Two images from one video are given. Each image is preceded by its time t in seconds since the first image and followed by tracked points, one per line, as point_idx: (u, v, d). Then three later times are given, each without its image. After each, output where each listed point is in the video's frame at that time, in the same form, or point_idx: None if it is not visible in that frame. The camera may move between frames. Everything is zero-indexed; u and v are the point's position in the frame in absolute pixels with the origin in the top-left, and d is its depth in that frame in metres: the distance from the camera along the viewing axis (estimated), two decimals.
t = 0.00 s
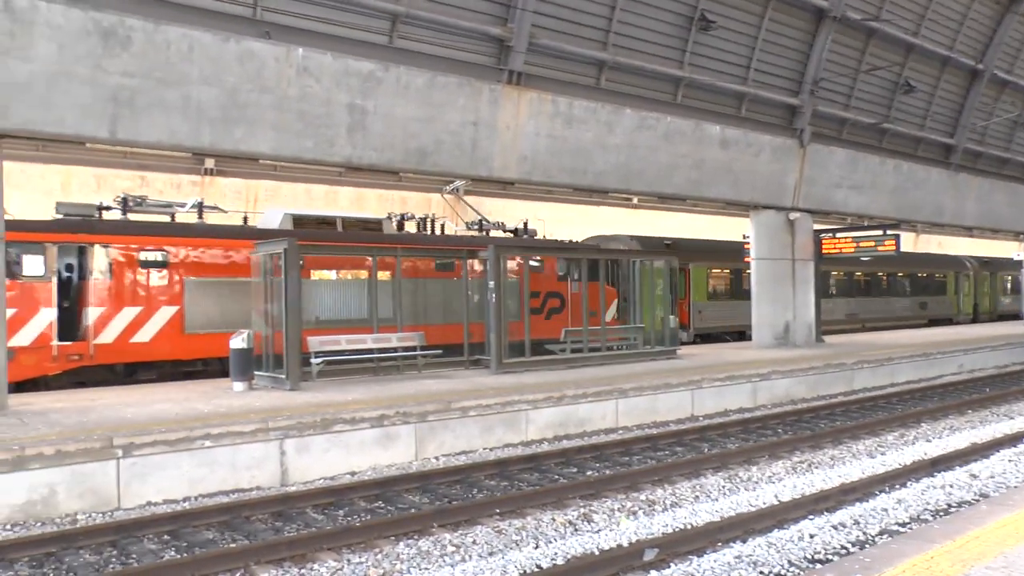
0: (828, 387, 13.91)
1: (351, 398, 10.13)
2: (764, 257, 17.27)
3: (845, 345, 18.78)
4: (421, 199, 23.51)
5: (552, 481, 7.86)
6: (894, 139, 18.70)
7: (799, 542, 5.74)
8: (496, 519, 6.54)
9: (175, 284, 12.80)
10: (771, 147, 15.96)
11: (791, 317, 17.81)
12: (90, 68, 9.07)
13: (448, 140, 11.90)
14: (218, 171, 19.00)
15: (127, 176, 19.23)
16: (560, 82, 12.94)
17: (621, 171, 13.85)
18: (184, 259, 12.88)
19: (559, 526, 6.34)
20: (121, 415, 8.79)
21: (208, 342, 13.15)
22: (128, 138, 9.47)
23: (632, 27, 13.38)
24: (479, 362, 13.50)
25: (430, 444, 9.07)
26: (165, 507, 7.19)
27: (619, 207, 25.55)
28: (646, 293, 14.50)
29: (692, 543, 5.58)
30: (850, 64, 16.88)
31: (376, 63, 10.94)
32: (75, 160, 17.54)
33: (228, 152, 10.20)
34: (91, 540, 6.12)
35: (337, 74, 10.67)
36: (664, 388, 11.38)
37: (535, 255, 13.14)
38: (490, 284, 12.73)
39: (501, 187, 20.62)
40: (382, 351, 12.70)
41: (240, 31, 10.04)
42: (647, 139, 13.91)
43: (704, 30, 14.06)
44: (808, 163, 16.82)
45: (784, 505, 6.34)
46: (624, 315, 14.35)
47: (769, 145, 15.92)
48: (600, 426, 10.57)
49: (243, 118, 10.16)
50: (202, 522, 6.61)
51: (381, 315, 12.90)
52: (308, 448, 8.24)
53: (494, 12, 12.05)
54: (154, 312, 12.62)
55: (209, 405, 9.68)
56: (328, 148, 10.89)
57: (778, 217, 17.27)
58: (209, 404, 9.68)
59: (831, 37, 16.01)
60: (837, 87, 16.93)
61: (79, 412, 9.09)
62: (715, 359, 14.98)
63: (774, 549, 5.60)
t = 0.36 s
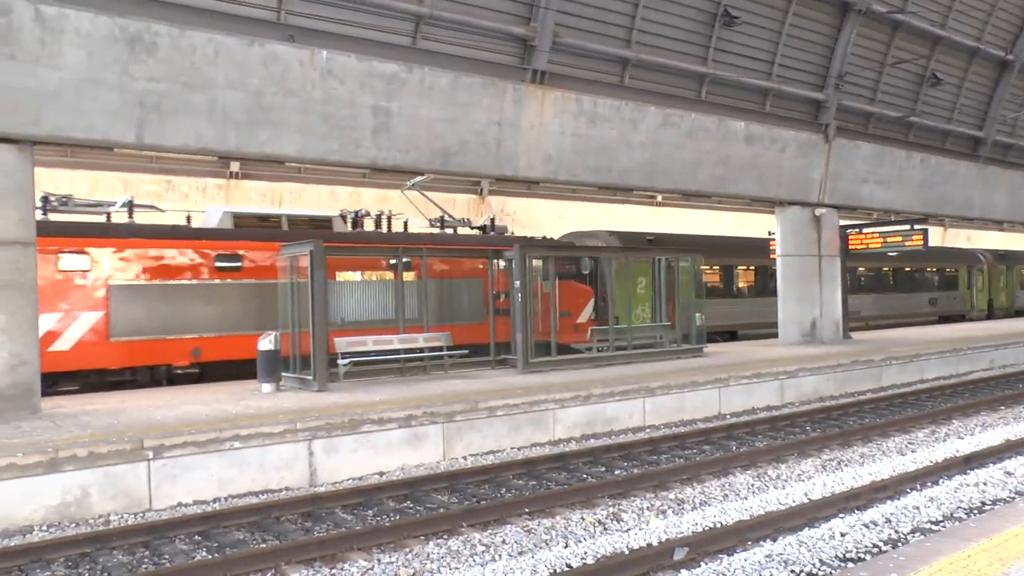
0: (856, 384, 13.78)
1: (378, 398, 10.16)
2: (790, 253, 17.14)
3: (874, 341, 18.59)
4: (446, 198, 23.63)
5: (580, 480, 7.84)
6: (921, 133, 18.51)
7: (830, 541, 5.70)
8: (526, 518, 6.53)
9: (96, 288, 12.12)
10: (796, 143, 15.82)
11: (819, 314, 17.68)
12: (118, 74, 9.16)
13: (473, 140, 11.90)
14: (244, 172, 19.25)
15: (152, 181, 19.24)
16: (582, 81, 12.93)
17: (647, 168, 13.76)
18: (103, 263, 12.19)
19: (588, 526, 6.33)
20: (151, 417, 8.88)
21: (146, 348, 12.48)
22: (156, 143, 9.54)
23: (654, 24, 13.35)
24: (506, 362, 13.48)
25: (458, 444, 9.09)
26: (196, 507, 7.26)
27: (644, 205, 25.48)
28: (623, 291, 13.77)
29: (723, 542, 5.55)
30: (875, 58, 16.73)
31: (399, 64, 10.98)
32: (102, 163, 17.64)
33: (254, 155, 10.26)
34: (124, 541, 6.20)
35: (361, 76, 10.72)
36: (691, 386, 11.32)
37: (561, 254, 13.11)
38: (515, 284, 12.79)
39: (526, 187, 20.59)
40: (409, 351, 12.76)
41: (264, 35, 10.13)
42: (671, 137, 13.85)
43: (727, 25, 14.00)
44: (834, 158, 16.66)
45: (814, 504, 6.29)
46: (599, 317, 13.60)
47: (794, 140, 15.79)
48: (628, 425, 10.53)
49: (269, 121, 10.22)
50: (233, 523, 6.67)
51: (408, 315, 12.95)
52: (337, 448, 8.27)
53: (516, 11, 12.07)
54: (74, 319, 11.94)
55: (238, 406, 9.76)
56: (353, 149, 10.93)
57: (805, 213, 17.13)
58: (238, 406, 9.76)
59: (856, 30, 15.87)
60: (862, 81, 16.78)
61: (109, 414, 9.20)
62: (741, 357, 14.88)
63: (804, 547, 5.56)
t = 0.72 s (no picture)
0: (949, 384, 13.27)
1: (460, 396, 10.23)
2: (878, 249, 16.62)
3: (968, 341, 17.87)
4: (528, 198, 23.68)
5: (665, 481, 7.75)
6: (1018, 121, 17.74)
7: (925, 548, 5.50)
8: (610, 518, 6.49)
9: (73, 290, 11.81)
10: (884, 135, 15.34)
11: (908, 312, 17.08)
12: (203, 82, 9.41)
13: (553, 138, 11.87)
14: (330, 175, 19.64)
15: (237, 184, 19.94)
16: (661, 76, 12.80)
17: (729, 163, 13.51)
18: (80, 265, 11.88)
19: (673, 527, 6.24)
20: (241, 413, 9.13)
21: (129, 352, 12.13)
22: (241, 147, 9.78)
23: (735, 16, 13.12)
24: (589, 360, 13.47)
25: (541, 443, 9.08)
26: (284, 502, 7.42)
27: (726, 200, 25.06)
28: (653, 292, 12.97)
29: (812, 545, 5.41)
30: (968, 44, 16.10)
31: (478, 64, 11.04)
32: (192, 171, 18.33)
33: (336, 157, 10.44)
34: (214, 533, 6.39)
35: (440, 76, 10.82)
36: (776, 385, 11.08)
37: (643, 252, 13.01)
38: (598, 282, 12.80)
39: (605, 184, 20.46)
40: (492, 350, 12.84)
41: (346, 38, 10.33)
42: (754, 130, 13.57)
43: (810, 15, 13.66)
44: (925, 150, 16.10)
45: (908, 509, 6.08)
46: (627, 317, 12.95)
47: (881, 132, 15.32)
48: (712, 425, 10.36)
49: (351, 123, 10.39)
50: (319, 518, 6.79)
51: (490, 314, 13.03)
52: (421, 446, 8.35)
53: (594, 7, 12.01)
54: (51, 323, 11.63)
55: (322, 403, 9.95)
56: (434, 149, 11.02)
57: (894, 207, 16.57)
58: (322, 403, 9.95)
59: (947, 16, 15.30)
60: (954, 69, 16.17)
61: (200, 411, 9.48)
62: (828, 356, 14.50)
63: (898, 554, 5.38)
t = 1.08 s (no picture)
0: None
1: (557, 394, 10.20)
2: (992, 245, 15.84)
3: None
4: (626, 195, 23.53)
5: (764, 484, 7.54)
6: None
7: None
8: (708, 522, 6.35)
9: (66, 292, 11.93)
10: (1001, 124, 14.57)
11: None
12: (304, 84, 9.65)
13: (653, 134, 11.67)
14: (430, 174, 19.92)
15: (338, 182, 20.53)
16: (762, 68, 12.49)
17: (834, 157, 13.02)
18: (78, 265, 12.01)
19: (772, 532, 6.06)
20: (342, 408, 9.34)
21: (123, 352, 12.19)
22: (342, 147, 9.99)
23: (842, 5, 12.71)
24: (688, 359, 13.22)
25: (639, 443, 8.97)
26: (380, 496, 7.53)
27: (830, 195, 24.27)
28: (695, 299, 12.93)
29: (921, 557, 5.16)
30: None
31: (577, 61, 11.02)
32: (298, 171, 18.85)
33: (435, 156, 10.53)
34: (312, 524, 6.54)
35: (539, 74, 10.84)
36: (882, 387, 10.65)
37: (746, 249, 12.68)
38: (699, 280, 12.55)
39: (705, 179, 20.10)
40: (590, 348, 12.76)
41: (445, 38, 10.47)
42: (861, 123, 13.10)
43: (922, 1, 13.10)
44: None
45: None
46: (727, 316, 12.75)
47: (999, 121, 14.55)
48: (814, 428, 10.04)
49: (449, 122, 10.46)
50: (415, 513, 6.87)
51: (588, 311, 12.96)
52: (517, 444, 8.36)
53: None
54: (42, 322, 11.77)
55: (420, 399, 10.07)
56: (532, 147, 11.00)
57: (1010, 200, 15.70)
58: (420, 399, 10.07)
59: None
60: None
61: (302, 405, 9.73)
62: (939, 357, 13.85)
63: (1015, 569, 5.08)
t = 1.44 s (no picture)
0: None
1: (640, 394, 10.09)
2: None
3: None
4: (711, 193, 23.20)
5: (851, 490, 7.29)
6: None
7: None
8: (792, 527, 6.17)
9: (38, 289, 11.77)
10: None
11: None
12: (388, 84, 9.77)
13: (740, 129, 11.42)
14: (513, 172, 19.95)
15: (422, 181, 20.76)
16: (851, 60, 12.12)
17: (929, 150, 12.51)
18: (53, 262, 11.90)
19: (860, 540, 5.85)
20: (425, 404, 9.44)
21: (96, 352, 11.91)
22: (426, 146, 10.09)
23: None
24: (774, 360, 12.86)
25: (723, 444, 8.80)
26: (461, 493, 7.57)
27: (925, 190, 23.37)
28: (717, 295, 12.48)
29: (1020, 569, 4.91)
30: None
31: (661, 56, 10.95)
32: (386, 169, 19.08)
33: (519, 154, 10.51)
34: (394, 519, 6.63)
35: (622, 70, 10.78)
36: (980, 391, 10.18)
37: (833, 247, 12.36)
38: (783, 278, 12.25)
39: (793, 175, 19.61)
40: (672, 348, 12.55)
41: (529, 37, 10.50)
42: (959, 115, 12.57)
43: None
44: None
45: None
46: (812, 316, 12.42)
47: None
48: (906, 432, 9.67)
49: (532, 120, 10.44)
50: (496, 510, 6.88)
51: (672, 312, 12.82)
52: (600, 443, 8.30)
53: None
54: (13, 318, 11.64)
55: (502, 397, 10.09)
56: (617, 144, 10.88)
57: None
58: (502, 397, 10.09)
59: None
60: None
61: (384, 400, 9.87)
62: None
63: None
